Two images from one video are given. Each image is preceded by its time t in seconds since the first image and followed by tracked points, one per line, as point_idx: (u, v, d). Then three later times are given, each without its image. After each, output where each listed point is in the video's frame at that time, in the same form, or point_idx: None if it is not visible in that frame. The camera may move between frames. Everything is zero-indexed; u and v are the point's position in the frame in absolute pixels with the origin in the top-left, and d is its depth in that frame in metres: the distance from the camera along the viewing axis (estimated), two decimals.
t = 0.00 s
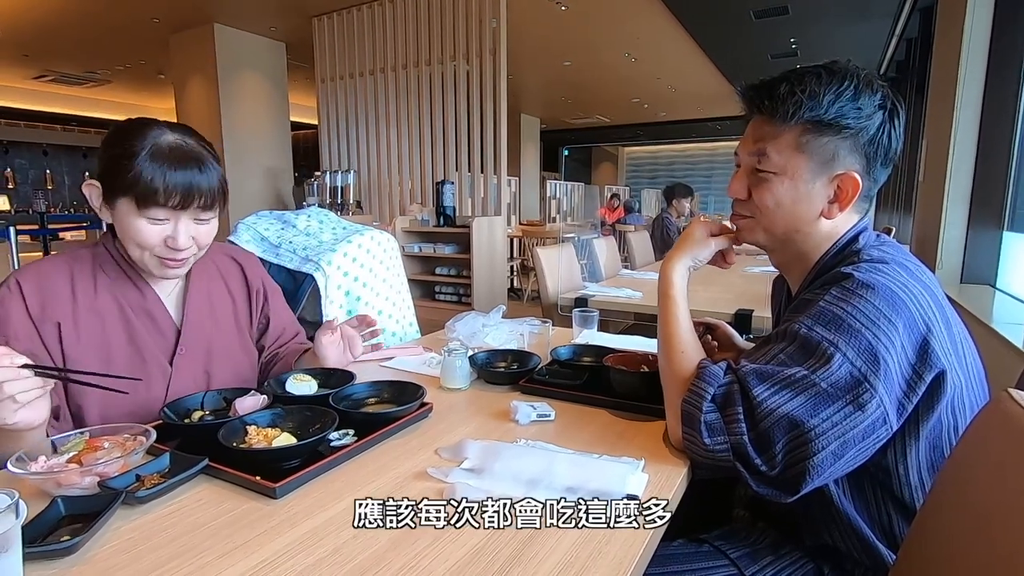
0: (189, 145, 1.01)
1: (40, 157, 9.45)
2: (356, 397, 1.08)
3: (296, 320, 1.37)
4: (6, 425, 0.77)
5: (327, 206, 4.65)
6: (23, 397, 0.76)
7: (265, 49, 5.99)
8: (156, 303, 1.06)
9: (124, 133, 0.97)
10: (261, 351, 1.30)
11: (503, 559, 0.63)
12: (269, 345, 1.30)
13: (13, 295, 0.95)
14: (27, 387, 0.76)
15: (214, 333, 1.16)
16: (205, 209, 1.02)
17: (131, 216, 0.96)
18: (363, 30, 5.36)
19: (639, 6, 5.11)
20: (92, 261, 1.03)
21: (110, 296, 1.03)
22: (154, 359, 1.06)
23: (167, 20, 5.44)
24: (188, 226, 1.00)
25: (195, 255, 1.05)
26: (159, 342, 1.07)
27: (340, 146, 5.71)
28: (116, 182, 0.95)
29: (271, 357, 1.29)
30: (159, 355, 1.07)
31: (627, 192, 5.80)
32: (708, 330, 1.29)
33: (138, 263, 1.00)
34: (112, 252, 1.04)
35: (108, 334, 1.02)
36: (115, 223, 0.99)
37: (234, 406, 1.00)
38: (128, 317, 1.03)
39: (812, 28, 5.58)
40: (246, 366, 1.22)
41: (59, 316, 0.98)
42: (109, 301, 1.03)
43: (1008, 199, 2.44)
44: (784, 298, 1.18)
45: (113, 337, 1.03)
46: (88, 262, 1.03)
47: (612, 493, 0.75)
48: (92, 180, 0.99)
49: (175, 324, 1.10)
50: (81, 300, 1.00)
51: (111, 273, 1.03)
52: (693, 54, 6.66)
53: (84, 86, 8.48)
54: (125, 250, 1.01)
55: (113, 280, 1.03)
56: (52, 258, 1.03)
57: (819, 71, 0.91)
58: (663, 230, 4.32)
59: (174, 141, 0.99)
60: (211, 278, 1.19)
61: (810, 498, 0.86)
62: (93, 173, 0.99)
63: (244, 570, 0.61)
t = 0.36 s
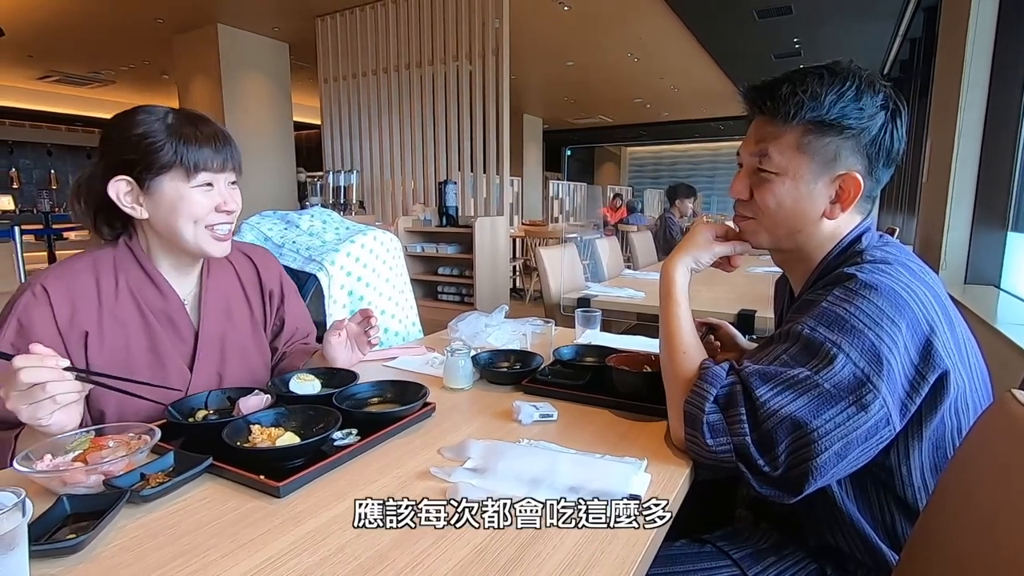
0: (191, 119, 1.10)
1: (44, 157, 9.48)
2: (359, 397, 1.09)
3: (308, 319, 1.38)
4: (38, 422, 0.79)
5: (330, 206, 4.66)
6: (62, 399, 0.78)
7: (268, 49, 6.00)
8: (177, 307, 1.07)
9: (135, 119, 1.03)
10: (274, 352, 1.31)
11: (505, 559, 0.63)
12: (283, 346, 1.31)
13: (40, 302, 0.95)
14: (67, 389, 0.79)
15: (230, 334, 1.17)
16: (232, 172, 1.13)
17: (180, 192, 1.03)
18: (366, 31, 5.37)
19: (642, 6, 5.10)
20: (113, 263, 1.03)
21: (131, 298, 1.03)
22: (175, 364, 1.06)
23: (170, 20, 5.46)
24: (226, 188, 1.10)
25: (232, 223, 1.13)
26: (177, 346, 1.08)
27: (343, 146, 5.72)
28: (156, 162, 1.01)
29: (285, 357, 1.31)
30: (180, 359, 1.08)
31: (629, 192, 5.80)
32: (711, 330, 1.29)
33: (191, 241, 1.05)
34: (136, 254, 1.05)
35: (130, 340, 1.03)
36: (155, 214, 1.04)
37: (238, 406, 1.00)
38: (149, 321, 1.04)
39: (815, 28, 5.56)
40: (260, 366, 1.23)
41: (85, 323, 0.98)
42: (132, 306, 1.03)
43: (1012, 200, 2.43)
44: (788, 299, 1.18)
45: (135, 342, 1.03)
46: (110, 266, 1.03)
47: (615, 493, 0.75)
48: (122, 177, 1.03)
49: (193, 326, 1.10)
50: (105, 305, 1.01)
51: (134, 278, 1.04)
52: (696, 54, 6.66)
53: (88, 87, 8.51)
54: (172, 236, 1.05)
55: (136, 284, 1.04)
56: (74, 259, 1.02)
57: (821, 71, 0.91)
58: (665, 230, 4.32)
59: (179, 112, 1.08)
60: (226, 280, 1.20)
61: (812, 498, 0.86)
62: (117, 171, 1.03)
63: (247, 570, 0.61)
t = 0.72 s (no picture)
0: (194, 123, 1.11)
1: (47, 158, 9.50)
2: (361, 396, 1.09)
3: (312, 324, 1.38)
4: (35, 417, 0.79)
5: (332, 207, 4.65)
6: (57, 392, 0.78)
7: (270, 50, 6.01)
8: (182, 313, 1.07)
9: (140, 124, 1.03)
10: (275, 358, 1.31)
11: (508, 559, 0.63)
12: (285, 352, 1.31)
13: (49, 308, 0.94)
14: (61, 381, 0.79)
15: (234, 340, 1.17)
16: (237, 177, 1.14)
17: (186, 197, 1.04)
18: (369, 31, 5.37)
19: (644, 6, 5.10)
20: (118, 270, 1.04)
21: (137, 303, 1.03)
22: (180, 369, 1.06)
23: (173, 21, 5.47)
24: (231, 193, 1.11)
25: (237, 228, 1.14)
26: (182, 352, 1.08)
27: (345, 147, 5.72)
28: (162, 167, 1.02)
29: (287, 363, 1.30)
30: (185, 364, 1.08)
31: (631, 193, 5.80)
32: (713, 330, 1.29)
33: (197, 247, 1.05)
34: (141, 263, 1.06)
35: (136, 345, 1.03)
36: (161, 218, 1.04)
37: (240, 405, 1.00)
38: (155, 327, 1.04)
39: (819, 27, 5.54)
40: (262, 372, 1.23)
41: (93, 329, 0.99)
42: (137, 313, 1.03)
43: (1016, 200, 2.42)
44: (790, 299, 1.17)
45: (141, 347, 1.03)
46: (116, 273, 1.04)
47: (617, 493, 0.75)
48: (128, 182, 1.03)
49: (197, 332, 1.11)
50: (111, 311, 1.01)
51: (140, 284, 1.04)
52: (699, 54, 6.64)
53: (91, 87, 8.53)
54: (178, 241, 1.05)
55: (142, 291, 1.04)
56: (80, 266, 1.02)
57: (824, 71, 0.90)
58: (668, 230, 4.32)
59: (182, 117, 1.08)
60: (229, 285, 1.20)
61: (815, 499, 0.86)
62: (122, 177, 1.03)
63: (249, 569, 0.61)
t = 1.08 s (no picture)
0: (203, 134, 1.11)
1: (51, 158, 9.55)
2: (364, 397, 1.09)
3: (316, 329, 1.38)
4: (41, 411, 0.79)
5: (334, 207, 4.65)
6: (67, 386, 0.79)
7: (273, 51, 6.03)
8: (186, 322, 1.08)
9: (149, 135, 1.03)
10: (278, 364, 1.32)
11: (511, 559, 0.63)
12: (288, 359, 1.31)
13: (55, 319, 0.93)
14: (71, 376, 0.79)
15: (238, 348, 1.18)
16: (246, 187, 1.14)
17: (197, 208, 1.04)
18: (371, 32, 5.38)
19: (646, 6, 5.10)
20: (123, 279, 1.04)
21: (142, 313, 1.04)
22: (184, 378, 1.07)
23: (176, 22, 5.48)
24: (240, 204, 1.11)
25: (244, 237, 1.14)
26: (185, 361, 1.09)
27: (347, 147, 5.73)
28: (173, 179, 1.02)
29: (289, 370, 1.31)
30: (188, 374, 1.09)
31: (633, 193, 5.80)
32: (715, 330, 1.29)
33: (207, 257, 1.05)
34: (147, 273, 1.06)
35: (141, 355, 1.03)
36: (170, 230, 1.04)
37: (243, 406, 1.00)
38: (161, 336, 1.05)
39: (820, 27, 5.53)
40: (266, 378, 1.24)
41: (98, 339, 0.98)
42: (143, 322, 1.04)
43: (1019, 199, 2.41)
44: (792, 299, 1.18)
45: (146, 356, 1.04)
46: (121, 282, 1.04)
47: (618, 493, 0.75)
48: (137, 194, 1.02)
49: (201, 340, 1.12)
50: (116, 322, 1.01)
51: (146, 294, 1.05)
52: (701, 54, 6.64)
53: (94, 89, 8.56)
54: (188, 252, 1.05)
55: (147, 300, 1.05)
56: (83, 275, 1.02)
57: (826, 72, 0.91)
58: (669, 230, 4.31)
59: (191, 127, 1.08)
60: (234, 292, 1.20)
61: (818, 501, 0.86)
62: (131, 189, 1.03)
63: (252, 569, 0.61)
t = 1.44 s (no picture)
0: (224, 150, 1.09)
1: (53, 160, 9.60)
2: (365, 398, 1.09)
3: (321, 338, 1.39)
4: (40, 410, 0.79)
5: (335, 208, 4.65)
6: (68, 388, 0.79)
7: (274, 52, 6.04)
8: (193, 343, 1.08)
9: (172, 155, 1.01)
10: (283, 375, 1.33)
11: (512, 559, 0.63)
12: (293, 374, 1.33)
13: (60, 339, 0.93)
14: (75, 378, 0.80)
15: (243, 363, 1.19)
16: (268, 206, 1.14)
17: (222, 234, 1.04)
18: (371, 33, 5.39)
19: (647, 7, 5.10)
20: (130, 297, 1.03)
21: (149, 333, 1.03)
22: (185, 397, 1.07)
23: (177, 24, 5.49)
24: (262, 226, 1.11)
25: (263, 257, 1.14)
26: (190, 379, 1.09)
27: (348, 148, 5.74)
28: (199, 205, 1.01)
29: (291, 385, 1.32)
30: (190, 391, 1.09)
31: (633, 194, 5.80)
32: (715, 331, 1.29)
33: (229, 284, 1.06)
34: (157, 292, 1.06)
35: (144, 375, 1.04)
36: (192, 255, 1.03)
37: (244, 406, 1.01)
38: (166, 357, 1.05)
39: (821, 28, 5.53)
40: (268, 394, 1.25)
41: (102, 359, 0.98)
42: (149, 341, 1.04)
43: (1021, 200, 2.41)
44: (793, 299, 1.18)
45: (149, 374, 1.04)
46: (130, 299, 1.03)
47: (619, 495, 0.75)
48: (160, 219, 1.01)
49: (208, 358, 1.12)
50: (122, 341, 1.01)
51: (154, 313, 1.04)
52: (701, 55, 6.64)
53: (96, 90, 8.58)
54: (210, 278, 1.05)
55: (155, 319, 1.04)
56: (90, 292, 1.01)
57: (826, 73, 0.91)
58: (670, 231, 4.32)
59: (213, 145, 1.07)
60: (248, 309, 1.21)
61: (819, 501, 0.86)
62: (155, 213, 1.02)
63: (254, 569, 0.61)
